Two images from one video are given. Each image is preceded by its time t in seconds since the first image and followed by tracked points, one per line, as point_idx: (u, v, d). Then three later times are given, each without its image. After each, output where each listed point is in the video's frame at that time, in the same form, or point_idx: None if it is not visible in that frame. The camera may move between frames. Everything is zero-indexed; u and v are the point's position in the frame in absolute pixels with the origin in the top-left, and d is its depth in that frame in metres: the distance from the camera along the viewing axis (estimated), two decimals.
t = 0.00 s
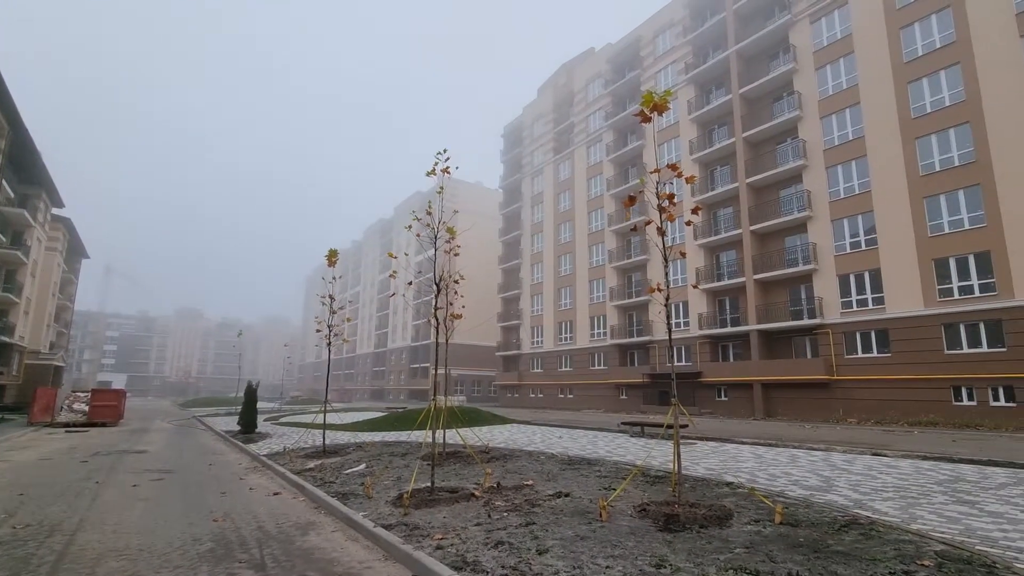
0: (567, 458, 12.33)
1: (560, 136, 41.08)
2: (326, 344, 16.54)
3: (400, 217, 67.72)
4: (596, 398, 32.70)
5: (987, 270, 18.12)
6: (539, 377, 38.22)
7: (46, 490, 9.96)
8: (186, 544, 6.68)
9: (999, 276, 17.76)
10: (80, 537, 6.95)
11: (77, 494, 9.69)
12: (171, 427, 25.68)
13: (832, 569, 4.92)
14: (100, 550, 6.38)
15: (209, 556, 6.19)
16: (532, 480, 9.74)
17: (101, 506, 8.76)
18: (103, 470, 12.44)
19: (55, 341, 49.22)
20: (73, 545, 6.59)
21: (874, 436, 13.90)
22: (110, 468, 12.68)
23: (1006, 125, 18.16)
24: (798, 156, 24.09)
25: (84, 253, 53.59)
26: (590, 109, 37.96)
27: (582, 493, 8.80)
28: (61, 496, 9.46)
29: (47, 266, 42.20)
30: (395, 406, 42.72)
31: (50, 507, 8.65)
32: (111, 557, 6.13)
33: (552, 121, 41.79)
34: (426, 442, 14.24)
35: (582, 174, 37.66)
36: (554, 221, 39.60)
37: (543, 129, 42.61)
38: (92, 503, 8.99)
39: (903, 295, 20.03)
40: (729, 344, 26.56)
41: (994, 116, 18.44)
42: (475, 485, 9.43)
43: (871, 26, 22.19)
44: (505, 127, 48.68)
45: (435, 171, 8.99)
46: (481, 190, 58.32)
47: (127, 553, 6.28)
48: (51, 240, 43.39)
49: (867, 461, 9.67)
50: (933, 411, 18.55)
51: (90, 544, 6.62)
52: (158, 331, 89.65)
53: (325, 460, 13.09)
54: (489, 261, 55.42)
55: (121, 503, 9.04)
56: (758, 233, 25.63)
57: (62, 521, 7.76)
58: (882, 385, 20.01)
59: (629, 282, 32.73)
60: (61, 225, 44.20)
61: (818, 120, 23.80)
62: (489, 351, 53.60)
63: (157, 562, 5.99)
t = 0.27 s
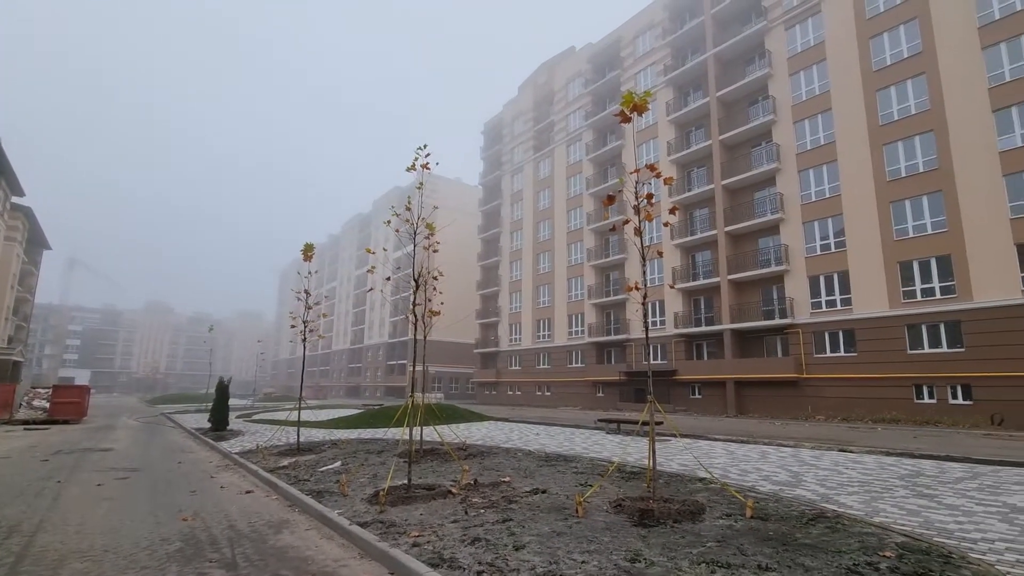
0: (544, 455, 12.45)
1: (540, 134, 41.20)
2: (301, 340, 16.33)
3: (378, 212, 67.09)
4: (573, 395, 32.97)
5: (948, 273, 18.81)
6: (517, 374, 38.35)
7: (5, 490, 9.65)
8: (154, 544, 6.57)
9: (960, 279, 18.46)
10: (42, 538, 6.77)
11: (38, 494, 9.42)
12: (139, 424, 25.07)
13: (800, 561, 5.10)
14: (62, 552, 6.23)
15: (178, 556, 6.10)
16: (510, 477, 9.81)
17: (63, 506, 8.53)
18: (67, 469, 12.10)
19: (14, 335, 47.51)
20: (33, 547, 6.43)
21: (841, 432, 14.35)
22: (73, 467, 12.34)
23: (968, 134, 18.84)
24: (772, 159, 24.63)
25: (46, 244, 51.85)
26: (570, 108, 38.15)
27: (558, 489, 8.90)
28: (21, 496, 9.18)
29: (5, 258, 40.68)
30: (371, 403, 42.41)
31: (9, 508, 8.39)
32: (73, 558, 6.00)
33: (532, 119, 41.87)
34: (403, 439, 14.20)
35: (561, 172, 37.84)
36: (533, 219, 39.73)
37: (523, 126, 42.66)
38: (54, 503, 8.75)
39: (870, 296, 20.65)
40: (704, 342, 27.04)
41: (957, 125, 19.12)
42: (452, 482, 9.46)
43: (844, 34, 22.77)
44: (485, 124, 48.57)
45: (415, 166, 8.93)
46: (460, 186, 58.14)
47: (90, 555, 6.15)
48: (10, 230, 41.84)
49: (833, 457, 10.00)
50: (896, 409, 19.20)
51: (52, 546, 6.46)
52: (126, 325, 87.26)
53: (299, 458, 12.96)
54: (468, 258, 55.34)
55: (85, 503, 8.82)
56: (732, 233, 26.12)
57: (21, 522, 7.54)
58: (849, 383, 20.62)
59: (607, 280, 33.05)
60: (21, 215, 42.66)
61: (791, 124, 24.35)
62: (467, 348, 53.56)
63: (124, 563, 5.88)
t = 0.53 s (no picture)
0: (525, 450, 12.54)
1: (523, 131, 41.23)
2: (280, 335, 16.13)
3: (358, 207, 66.45)
4: (554, 391, 33.17)
5: (917, 273, 19.38)
6: (498, 371, 38.42)
7: None
8: (126, 543, 6.47)
9: (927, 279, 19.04)
10: (8, 539, 6.62)
11: (4, 493, 9.18)
12: (110, 421, 24.51)
13: (773, 552, 5.26)
14: (29, 552, 6.10)
15: (152, 555, 6.03)
16: (491, 473, 9.87)
17: (30, 506, 8.33)
18: (35, 467, 11.80)
19: None
20: None
21: (814, 428, 14.72)
22: (41, 465, 12.04)
23: (937, 138, 19.40)
24: (750, 159, 25.03)
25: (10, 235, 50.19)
26: (553, 105, 38.22)
27: (539, 484, 8.99)
28: None
29: None
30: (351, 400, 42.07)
31: None
32: (41, 559, 5.88)
33: (515, 115, 41.85)
34: (383, 436, 14.16)
35: (544, 169, 37.94)
36: (516, 216, 39.77)
37: (506, 122, 42.62)
38: (20, 502, 8.55)
39: (842, 295, 21.16)
40: (682, 339, 27.41)
41: (926, 129, 19.66)
42: (433, 478, 9.48)
43: (821, 37, 23.22)
44: (468, 119, 48.38)
45: (396, 161, 8.85)
46: (442, 182, 57.89)
47: (58, 555, 6.03)
48: None
49: (806, 451, 10.27)
50: (866, 405, 19.73)
51: (19, 546, 6.32)
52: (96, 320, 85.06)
53: (277, 455, 12.85)
54: (449, 254, 55.18)
55: (53, 502, 8.64)
56: (711, 232, 26.50)
57: None
58: (822, 380, 21.11)
59: (588, 277, 33.27)
60: None
61: (769, 125, 24.76)
62: (448, 344, 53.45)
63: (94, 563, 5.79)
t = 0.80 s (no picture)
0: (510, 447, 12.60)
1: (510, 128, 41.21)
2: (261, 332, 15.94)
3: (343, 202, 65.87)
4: (538, 388, 33.29)
5: (893, 273, 19.82)
6: (483, 368, 38.44)
7: None
8: (102, 543, 6.39)
9: (903, 279, 19.49)
10: None
11: None
12: (85, 419, 24.02)
13: (751, 546, 5.38)
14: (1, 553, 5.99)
15: (129, 555, 5.96)
16: (475, 470, 9.90)
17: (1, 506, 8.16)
18: (6, 466, 11.54)
19: None
20: None
21: (792, 424, 15.00)
22: (13, 464, 11.78)
23: (914, 141, 19.83)
24: (733, 160, 25.33)
25: None
26: (540, 103, 38.27)
27: (523, 481, 9.05)
28: None
29: None
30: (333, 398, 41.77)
31: None
32: (14, 559, 5.78)
33: (502, 112, 41.81)
34: (367, 433, 14.11)
35: (530, 167, 37.99)
36: (501, 213, 39.77)
37: (493, 119, 42.56)
38: None
39: (821, 294, 21.55)
40: (666, 337, 27.69)
41: (904, 133, 20.08)
42: (417, 475, 9.49)
43: (803, 41, 23.59)
44: (454, 115, 48.18)
45: (381, 157, 8.76)
46: (428, 178, 57.62)
47: (31, 555, 5.93)
48: None
49: (785, 447, 10.49)
50: (843, 402, 20.14)
51: None
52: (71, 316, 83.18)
53: (258, 453, 12.74)
54: (435, 251, 54.99)
55: (25, 501, 8.47)
56: (695, 232, 26.77)
57: None
58: (802, 378, 21.47)
59: (574, 275, 33.43)
60: None
61: (752, 126, 25.08)
62: (432, 342, 53.34)
63: (69, 563, 5.70)
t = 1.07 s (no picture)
0: (493, 446, 12.63)
1: (495, 127, 41.20)
2: (241, 330, 15.73)
3: (326, 199, 65.23)
4: (522, 387, 33.37)
5: (869, 275, 20.24)
6: (467, 367, 38.40)
7: None
8: (75, 545, 6.27)
9: (878, 281, 19.92)
10: None
11: None
12: (57, 419, 23.45)
13: (730, 542, 5.48)
14: None
15: (103, 557, 5.86)
16: (458, 469, 9.91)
17: None
18: None
19: None
20: None
21: (771, 423, 15.25)
22: None
23: (890, 146, 20.26)
24: (716, 162, 25.64)
25: None
26: (525, 102, 38.31)
27: (506, 479, 9.09)
28: None
29: None
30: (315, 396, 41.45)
31: None
32: None
33: (487, 111, 41.77)
34: (349, 432, 14.03)
35: (515, 167, 38.03)
36: (486, 212, 39.75)
37: (478, 118, 42.48)
38: None
39: (800, 295, 21.93)
40: (648, 337, 27.94)
41: (880, 138, 20.51)
42: (400, 474, 9.46)
43: (784, 46, 23.97)
44: (439, 113, 47.98)
45: (365, 153, 8.69)
46: (412, 176, 57.33)
47: None
48: None
49: (763, 445, 10.68)
50: (820, 401, 20.53)
51: None
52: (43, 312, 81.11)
53: (238, 452, 12.59)
54: (419, 249, 54.76)
55: None
56: (678, 232, 27.04)
57: None
58: (780, 377, 21.83)
59: (558, 275, 33.55)
60: None
61: (734, 129, 25.40)
62: (416, 340, 53.12)
63: (40, 567, 5.59)
